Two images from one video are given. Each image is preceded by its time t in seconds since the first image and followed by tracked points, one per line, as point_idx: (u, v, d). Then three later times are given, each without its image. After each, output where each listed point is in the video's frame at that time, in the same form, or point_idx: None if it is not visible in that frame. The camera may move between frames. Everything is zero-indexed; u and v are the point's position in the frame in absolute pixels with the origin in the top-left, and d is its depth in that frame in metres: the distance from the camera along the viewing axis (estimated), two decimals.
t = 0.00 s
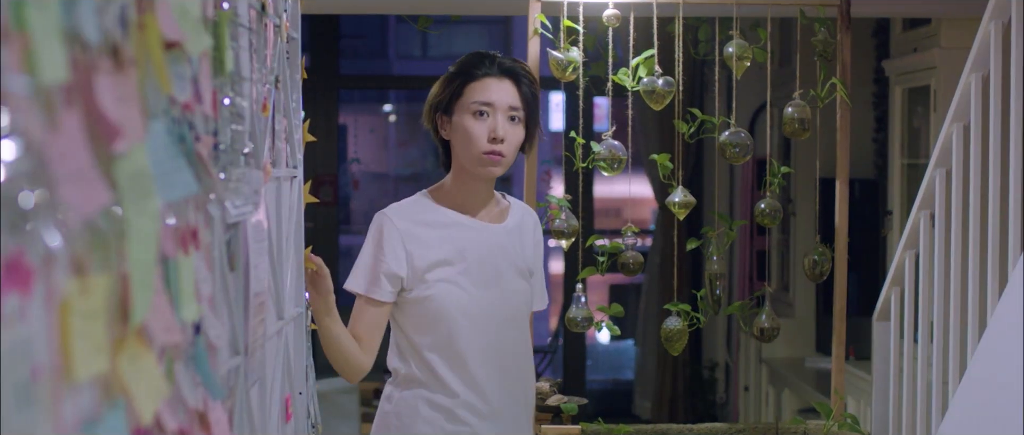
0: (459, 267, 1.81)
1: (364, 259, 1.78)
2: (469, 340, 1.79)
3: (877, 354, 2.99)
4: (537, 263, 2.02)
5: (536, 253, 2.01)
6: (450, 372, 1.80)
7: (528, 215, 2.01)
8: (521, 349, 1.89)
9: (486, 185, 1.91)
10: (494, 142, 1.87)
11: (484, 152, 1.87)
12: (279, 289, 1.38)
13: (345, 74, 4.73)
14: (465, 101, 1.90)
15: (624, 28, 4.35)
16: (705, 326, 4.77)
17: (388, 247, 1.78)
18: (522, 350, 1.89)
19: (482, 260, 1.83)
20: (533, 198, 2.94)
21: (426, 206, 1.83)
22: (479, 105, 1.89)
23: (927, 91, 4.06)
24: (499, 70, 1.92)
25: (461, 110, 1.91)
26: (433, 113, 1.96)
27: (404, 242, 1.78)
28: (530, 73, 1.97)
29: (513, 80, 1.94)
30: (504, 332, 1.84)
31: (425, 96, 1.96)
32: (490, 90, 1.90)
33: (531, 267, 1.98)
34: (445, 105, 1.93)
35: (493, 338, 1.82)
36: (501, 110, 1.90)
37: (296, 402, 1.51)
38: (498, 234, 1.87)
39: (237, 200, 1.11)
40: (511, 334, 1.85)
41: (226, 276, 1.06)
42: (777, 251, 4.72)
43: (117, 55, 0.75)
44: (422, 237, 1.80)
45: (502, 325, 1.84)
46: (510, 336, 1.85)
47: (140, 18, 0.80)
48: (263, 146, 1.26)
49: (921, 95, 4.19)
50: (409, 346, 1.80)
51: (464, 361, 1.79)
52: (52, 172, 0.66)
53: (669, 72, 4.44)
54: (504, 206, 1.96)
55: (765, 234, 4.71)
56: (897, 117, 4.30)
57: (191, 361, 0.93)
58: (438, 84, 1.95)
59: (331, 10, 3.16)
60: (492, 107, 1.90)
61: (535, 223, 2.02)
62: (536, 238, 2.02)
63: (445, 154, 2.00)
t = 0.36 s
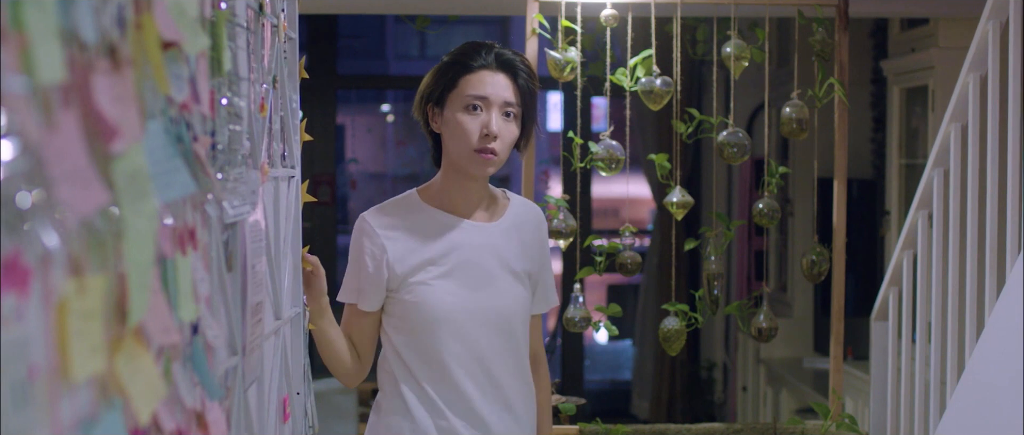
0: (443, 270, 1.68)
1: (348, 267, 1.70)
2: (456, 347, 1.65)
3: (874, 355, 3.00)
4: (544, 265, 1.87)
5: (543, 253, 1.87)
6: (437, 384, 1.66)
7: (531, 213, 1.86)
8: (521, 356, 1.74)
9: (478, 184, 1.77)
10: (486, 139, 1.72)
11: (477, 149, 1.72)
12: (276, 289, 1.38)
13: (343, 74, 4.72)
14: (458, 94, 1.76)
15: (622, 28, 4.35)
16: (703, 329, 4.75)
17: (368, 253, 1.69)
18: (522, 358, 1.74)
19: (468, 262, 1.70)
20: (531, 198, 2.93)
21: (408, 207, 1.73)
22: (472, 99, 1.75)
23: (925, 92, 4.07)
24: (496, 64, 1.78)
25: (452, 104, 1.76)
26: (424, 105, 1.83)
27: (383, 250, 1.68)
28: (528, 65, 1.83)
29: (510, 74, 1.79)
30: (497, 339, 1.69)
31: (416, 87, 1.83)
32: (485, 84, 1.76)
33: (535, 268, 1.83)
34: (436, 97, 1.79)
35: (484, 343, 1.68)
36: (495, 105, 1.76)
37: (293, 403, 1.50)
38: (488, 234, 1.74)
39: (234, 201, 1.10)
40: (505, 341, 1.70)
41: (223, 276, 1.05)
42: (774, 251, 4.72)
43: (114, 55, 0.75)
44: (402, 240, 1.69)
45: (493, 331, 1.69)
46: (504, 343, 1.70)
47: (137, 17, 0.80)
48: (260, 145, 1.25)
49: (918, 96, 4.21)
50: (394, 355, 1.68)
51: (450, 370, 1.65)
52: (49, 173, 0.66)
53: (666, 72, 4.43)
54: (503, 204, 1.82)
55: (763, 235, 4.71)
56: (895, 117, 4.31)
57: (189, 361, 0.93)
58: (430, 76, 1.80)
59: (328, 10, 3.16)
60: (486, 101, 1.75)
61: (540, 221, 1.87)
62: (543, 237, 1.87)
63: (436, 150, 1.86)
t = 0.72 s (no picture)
0: (431, 275, 1.68)
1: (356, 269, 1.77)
2: (436, 355, 1.65)
3: (870, 354, 3.00)
4: (565, 268, 1.79)
5: (563, 256, 1.79)
6: (420, 390, 1.67)
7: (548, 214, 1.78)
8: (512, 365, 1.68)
9: (476, 186, 1.74)
10: (479, 140, 1.69)
11: (468, 151, 1.69)
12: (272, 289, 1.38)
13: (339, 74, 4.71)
14: (452, 92, 1.72)
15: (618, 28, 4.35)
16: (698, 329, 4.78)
17: (370, 257, 1.73)
18: (516, 368, 1.68)
19: (456, 269, 1.68)
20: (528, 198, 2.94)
21: (406, 211, 1.73)
22: (465, 98, 1.71)
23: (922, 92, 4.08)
24: (492, 62, 1.73)
25: (446, 102, 1.72)
26: (421, 102, 1.79)
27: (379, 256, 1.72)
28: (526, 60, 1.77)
29: (506, 71, 1.74)
30: (475, 347, 1.66)
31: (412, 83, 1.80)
32: (478, 82, 1.71)
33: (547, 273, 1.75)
34: (432, 94, 1.75)
35: (464, 351, 1.65)
36: (489, 105, 1.71)
37: (290, 402, 1.51)
38: (480, 238, 1.70)
39: (230, 201, 1.10)
40: (486, 350, 1.66)
41: (219, 276, 1.05)
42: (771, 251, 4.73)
43: (110, 56, 0.75)
44: (394, 244, 1.70)
45: (477, 339, 1.66)
46: (490, 354, 1.66)
47: (133, 17, 0.80)
48: (256, 146, 1.25)
49: (915, 96, 4.22)
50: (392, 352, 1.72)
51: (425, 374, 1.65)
52: (44, 172, 0.66)
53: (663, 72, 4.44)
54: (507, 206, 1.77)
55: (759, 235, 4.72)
56: (891, 117, 4.33)
57: (185, 361, 0.93)
58: (425, 72, 1.77)
59: (323, 9, 3.15)
60: (480, 99, 1.71)
61: (560, 222, 1.78)
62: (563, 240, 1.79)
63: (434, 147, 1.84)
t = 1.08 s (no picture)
0: (472, 296, 1.40)
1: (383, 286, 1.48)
2: (484, 388, 1.40)
3: (866, 355, 3.01)
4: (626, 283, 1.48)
5: (623, 270, 1.48)
6: (466, 424, 1.42)
7: (604, 221, 1.48)
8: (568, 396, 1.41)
9: (525, 195, 1.45)
10: (528, 147, 1.41)
11: (516, 160, 1.41)
12: (267, 292, 1.37)
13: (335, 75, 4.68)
14: (493, 96, 1.43)
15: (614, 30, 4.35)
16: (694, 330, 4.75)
17: (400, 273, 1.44)
18: (573, 400, 1.42)
19: (501, 287, 1.40)
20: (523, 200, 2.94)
21: (440, 218, 1.44)
22: (508, 102, 1.43)
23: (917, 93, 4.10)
24: (539, 58, 1.44)
25: (485, 106, 1.44)
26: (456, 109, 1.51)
27: (415, 272, 1.43)
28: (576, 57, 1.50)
29: (556, 66, 1.44)
30: (527, 377, 1.39)
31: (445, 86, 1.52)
32: (523, 83, 1.42)
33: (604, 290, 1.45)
34: (468, 98, 1.47)
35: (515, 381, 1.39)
36: (538, 108, 1.42)
37: (285, 404, 1.51)
38: (530, 254, 1.41)
39: (225, 203, 1.10)
40: (539, 380, 1.40)
41: (215, 278, 1.05)
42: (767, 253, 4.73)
43: (105, 57, 0.75)
44: (429, 260, 1.42)
45: (528, 370, 1.39)
46: (541, 386, 1.40)
47: (128, 19, 0.80)
48: (251, 148, 1.25)
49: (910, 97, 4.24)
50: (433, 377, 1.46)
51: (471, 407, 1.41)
52: (40, 175, 0.66)
53: (658, 73, 4.44)
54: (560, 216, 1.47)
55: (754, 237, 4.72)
56: (886, 118, 4.34)
57: (180, 363, 0.93)
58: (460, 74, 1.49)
59: (318, 10, 3.13)
60: (527, 102, 1.42)
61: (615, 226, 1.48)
62: (624, 251, 1.48)
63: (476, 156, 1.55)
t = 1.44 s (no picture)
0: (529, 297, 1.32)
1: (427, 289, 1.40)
2: (546, 400, 1.30)
3: (859, 357, 3.01)
4: (689, 289, 1.39)
5: (686, 275, 1.38)
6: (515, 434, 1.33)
7: (668, 221, 1.39)
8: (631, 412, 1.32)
9: (582, 191, 1.38)
10: (585, 135, 1.34)
11: (572, 149, 1.34)
12: (260, 293, 1.37)
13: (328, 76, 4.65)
14: (548, 80, 1.37)
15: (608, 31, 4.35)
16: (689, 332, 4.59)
17: (448, 272, 1.37)
18: (633, 410, 1.32)
19: (560, 289, 1.32)
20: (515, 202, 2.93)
21: (493, 216, 1.37)
22: (565, 87, 1.36)
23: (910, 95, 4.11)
24: (598, 41, 1.38)
25: (541, 92, 1.38)
26: (510, 97, 1.46)
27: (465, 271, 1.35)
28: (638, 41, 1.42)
29: (619, 52, 1.38)
30: (592, 389, 1.30)
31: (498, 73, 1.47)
32: (581, 67, 1.36)
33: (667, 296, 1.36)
34: (523, 85, 1.41)
35: (576, 394, 1.30)
36: (595, 93, 1.36)
37: (278, 406, 1.50)
38: (590, 253, 1.34)
39: (218, 205, 1.09)
40: (604, 393, 1.31)
41: (207, 280, 1.05)
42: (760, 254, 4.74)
43: (97, 59, 0.75)
44: (481, 258, 1.34)
45: (586, 379, 1.30)
46: (600, 394, 1.31)
47: (119, 20, 0.80)
48: (244, 149, 1.25)
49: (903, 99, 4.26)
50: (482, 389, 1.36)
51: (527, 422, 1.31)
52: (32, 177, 0.66)
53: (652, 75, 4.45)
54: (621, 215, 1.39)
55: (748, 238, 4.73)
56: (880, 120, 4.36)
57: (172, 365, 0.93)
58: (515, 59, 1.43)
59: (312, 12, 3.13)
60: (584, 87, 1.36)
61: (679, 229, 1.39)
62: (687, 255, 1.39)
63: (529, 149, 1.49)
